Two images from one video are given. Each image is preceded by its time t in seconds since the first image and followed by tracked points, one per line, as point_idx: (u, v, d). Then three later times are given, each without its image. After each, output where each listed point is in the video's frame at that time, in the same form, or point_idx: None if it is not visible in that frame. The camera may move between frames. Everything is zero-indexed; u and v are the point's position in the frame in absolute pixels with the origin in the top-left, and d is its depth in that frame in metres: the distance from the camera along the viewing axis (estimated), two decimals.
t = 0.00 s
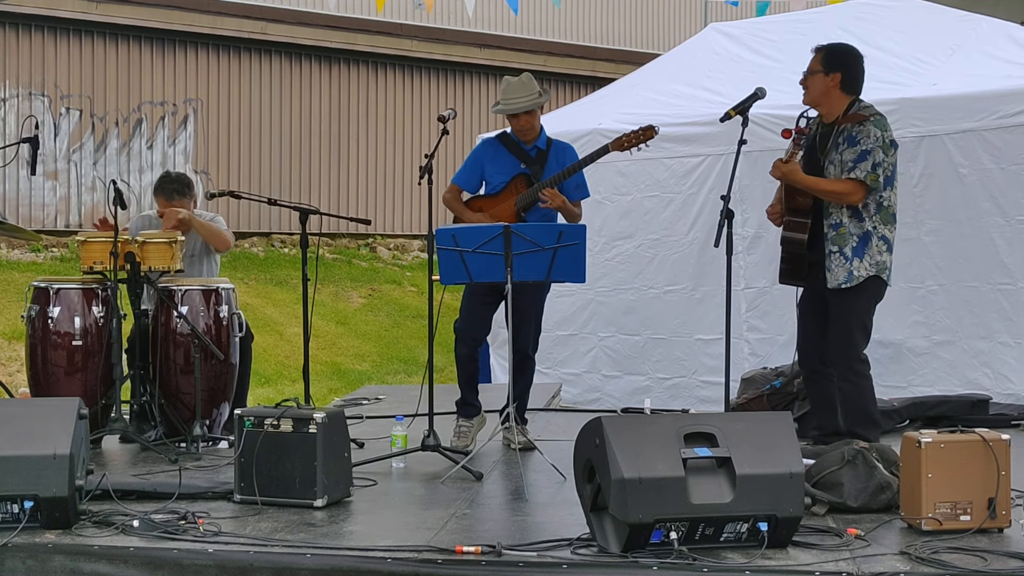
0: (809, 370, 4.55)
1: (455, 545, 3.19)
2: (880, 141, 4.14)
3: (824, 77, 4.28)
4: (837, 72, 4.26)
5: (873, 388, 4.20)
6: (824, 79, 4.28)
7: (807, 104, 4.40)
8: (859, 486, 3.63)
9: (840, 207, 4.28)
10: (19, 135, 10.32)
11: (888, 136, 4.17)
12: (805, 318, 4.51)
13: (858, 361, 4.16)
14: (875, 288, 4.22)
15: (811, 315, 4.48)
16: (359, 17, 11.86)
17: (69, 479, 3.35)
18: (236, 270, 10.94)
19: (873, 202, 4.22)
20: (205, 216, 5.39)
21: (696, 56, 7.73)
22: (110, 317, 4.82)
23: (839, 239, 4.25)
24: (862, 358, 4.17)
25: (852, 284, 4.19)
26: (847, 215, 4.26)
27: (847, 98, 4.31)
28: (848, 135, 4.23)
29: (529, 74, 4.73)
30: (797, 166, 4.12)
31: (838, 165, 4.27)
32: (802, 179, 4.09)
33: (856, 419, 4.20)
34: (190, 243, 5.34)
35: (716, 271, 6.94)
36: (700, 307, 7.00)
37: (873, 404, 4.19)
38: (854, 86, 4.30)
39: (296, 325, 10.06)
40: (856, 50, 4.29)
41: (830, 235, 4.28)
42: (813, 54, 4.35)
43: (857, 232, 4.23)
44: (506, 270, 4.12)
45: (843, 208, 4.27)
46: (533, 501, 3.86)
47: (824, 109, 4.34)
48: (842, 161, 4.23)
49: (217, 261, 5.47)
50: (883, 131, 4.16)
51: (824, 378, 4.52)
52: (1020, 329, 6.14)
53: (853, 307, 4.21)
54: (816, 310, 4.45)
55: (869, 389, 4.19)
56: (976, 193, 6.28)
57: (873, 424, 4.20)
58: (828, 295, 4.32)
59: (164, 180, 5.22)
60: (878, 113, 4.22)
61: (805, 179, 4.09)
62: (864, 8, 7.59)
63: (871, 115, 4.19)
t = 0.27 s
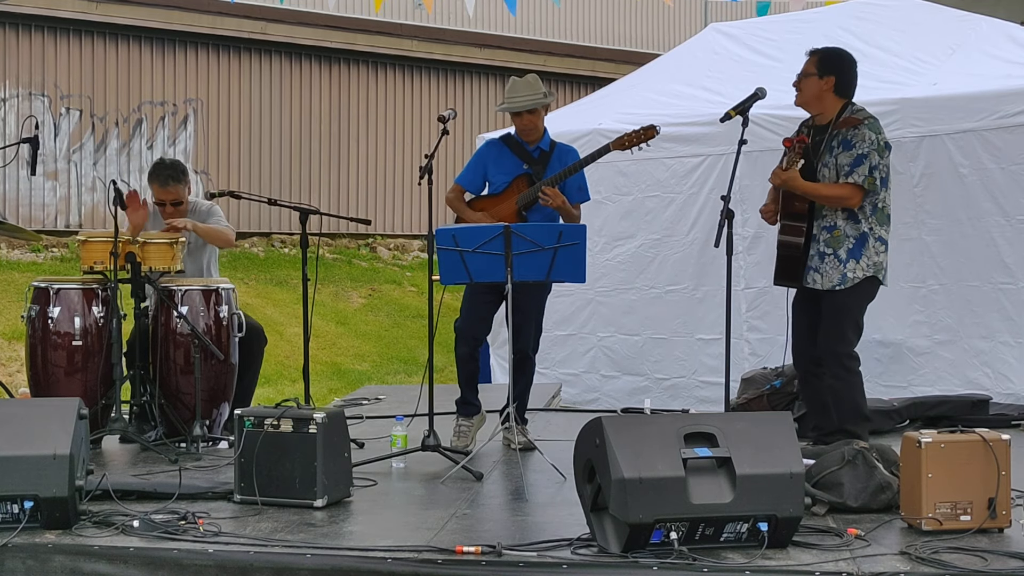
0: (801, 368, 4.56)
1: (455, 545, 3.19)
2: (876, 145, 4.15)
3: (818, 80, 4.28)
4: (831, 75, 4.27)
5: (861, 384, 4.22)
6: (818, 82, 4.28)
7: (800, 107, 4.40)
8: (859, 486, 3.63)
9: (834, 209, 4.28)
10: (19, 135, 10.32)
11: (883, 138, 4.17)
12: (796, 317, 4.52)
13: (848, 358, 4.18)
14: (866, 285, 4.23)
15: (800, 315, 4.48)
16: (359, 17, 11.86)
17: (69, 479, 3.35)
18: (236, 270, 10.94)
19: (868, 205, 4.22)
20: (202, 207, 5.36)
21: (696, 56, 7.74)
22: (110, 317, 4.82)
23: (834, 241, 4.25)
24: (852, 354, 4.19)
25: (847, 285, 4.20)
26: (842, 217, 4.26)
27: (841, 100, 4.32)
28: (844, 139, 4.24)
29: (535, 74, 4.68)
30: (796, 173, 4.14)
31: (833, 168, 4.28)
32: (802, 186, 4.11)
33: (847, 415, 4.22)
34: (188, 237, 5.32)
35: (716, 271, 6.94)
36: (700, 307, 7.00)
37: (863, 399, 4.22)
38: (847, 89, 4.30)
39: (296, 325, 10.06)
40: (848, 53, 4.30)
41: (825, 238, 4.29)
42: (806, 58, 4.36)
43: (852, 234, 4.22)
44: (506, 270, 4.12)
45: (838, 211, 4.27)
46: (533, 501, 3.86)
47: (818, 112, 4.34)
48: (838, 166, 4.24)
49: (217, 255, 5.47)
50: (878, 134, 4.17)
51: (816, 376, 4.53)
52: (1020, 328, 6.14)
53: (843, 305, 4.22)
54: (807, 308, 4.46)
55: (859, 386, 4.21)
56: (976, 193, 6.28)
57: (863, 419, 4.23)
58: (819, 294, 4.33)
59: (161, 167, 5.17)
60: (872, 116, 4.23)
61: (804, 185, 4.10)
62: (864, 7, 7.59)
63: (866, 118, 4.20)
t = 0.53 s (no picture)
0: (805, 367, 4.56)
1: (455, 546, 3.19)
2: (872, 142, 4.14)
3: (813, 80, 4.28)
4: (826, 74, 4.26)
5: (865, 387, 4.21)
6: (813, 83, 4.28)
7: (797, 108, 4.39)
8: (859, 486, 3.63)
9: (833, 207, 4.27)
10: (19, 135, 10.32)
11: (880, 135, 4.17)
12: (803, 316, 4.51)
13: (852, 359, 4.17)
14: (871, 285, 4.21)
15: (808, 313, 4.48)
16: (359, 17, 11.86)
17: (69, 479, 3.35)
18: (236, 270, 10.94)
19: (868, 202, 4.21)
20: (204, 213, 5.38)
21: (696, 56, 7.74)
22: (110, 317, 4.82)
23: (833, 240, 4.24)
24: (857, 356, 4.18)
25: (848, 283, 4.19)
26: (842, 215, 4.25)
27: (837, 99, 4.31)
28: (840, 137, 4.24)
29: (539, 74, 4.69)
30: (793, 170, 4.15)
31: (830, 166, 4.27)
32: (799, 182, 4.11)
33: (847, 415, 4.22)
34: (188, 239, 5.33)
35: (716, 271, 6.94)
36: (700, 307, 6.99)
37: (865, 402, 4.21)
38: (843, 88, 4.30)
39: (296, 325, 10.06)
40: (842, 52, 4.30)
41: (824, 236, 4.28)
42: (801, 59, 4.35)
43: (853, 232, 4.21)
44: (506, 270, 4.12)
45: (837, 209, 4.26)
46: (532, 501, 3.86)
47: (814, 111, 4.34)
48: (835, 163, 4.23)
49: (217, 257, 5.47)
50: (874, 131, 4.16)
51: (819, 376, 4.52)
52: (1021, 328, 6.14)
53: (848, 305, 4.21)
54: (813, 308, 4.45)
55: (862, 387, 4.20)
56: (977, 193, 6.28)
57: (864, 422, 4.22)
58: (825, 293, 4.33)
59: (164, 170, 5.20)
60: (868, 114, 4.23)
61: (801, 183, 4.10)
62: (864, 7, 7.59)
63: (862, 116, 4.19)
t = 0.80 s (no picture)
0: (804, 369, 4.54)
1: (455, 546, 3.19)
2: (875, 143, 4.14)
3: (820, 81, 4.27)
4: (833, 76, 4.26)
5: (871, 383, 4.20)
6: (820, 84, 4.28)
7: (804, 109, 4.39)
8: (859, 486, 3.63)
9: (835, 209, 4.27)
10: (19, 135, 10.32)
11: (884, 137, 4.16)
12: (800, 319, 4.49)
13: (853, 360, 4.16)
14: (870, 286, 4.20)
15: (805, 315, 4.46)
16: (358, 17, 11.86)
17: (69, 479, 3.35)
18: (236, 270, 10.94)
19: (871, 204, 4.21)
20: (200, 214, 5.38)
21: (696, 56, 7.74)
22: (110, 316, 4.82)
23: (835, 240, 4.24)
24: (858, 356, 4.17)
25: (848, 284, 4.19)
26: (844, 216, 4.25)
27: (844, 101, 4.30)
28: (844, 138, 4.24)
29: (543, 74, 4.69)
30: (792, 170, 4.15)
31: (834, 167, 4.27)
32: (797, 182, 4.11)
33: (858, 415, 4.21)
34: (187, 239, 5.33)
35: (716, 271, 6.94)
36: (701, 307, 6.99)
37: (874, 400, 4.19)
38: (850, 89, 4.29)
39: (296, 325, 10.06)
40: (851, 54, 4.29)
41: (825, 237, 4.28)
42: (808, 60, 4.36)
43: (854, 233, 4.21)
44: (507, 270, 4.12)
45: (839, 209, 4.26)
46: (532, 501, 3.86)
47: (821, 113, 4.34)
48: (838, 164, 4.24)
49: (216, 257, 5.46)
50: (879, 133, 4.15)
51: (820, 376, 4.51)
52: (1021, 328, 6.15)
53: (849, 306, 4.20)
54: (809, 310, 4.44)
55: (867, 385, 4.19)
56: (977, 194, 6.28)
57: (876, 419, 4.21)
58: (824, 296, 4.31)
59: (162, 169, 5.19)
60: (873, 115, 4.22)
61: (799, 183, 4.10)
62: (864, 7, 7.59)
63: (866, 118, 4.19)
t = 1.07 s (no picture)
0: (814, 369, 4.48)
1: (455, 546, 3.19)
2: (883, 137, 4.11)
3: (831, 75, 4.28)
4: (844, 69, 4.26)
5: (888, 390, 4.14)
6: (832, 77, 4.28)
7: (817, 104, 4.39)
8: (859, 486, 3.63)
9: (845, 205, 4.25)
10: (19, 135, 10.32)
11: (893, 131, 4.14)
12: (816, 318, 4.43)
13: (874, 363, 4.12)
14: (892, 289, 4.17)
15: (823, 314, 4.40)
16: (358, 17, 11.85)
17: (69, 479, 3.35)
18: (236, 270, 10.94)
19: (881, 200, 4.18)
20: (203, 215, 5.38)
21: (696, 56, 7.74)
22: (110, 316, 4.82)
23: (844, 237, 4.22)
24: (880, 361, 4.13)
25: (857, 282, 4.15)
26: (853, 213, 4.23)
27: (856, 95, 4.29)
28: (853, 132, 4.22)
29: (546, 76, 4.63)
30: (794, 164, 4.16)
31: (844, 162, 4.26)
32: (799, 175, 4.12)
33: (872, 421, 4.15)
34: (188, 240, 5.33)
35: (717, 271, 6.94)
36: (701, 307, 6.99)
37: (889, 407, 4.14)
38: (862, 84, 4.28)
39: (296, 325, 10.07)
40: (865, 48, 4.28)
41: (835, 234, 4.26)
42: (823, 54, 4.36)
43: (865, 230, 4.19)
44: (507, 270, 4.12)
45: (849, 206, 4.24)
46: (533, 501, 3.86)
47: (832, 107, 4.33)
48: (846, 159, 4.22)
49: (217, 258, 5.47)
50: (887, 127, 4.13)
51: (829, 379, 4.45)
52: (1021, 328, 6.15)
53: (871, 308, 4.15)
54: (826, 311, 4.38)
55: (885, 391, 4.14)
56: (977, 193, 6.28)
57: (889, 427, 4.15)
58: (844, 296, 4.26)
59: (167, 172, 5.21)
60: (884, 110, 4.19)
61: (802, 176, 4.11)
62: (865, 7, 7.60)
63: (875, 111, 4.17)
